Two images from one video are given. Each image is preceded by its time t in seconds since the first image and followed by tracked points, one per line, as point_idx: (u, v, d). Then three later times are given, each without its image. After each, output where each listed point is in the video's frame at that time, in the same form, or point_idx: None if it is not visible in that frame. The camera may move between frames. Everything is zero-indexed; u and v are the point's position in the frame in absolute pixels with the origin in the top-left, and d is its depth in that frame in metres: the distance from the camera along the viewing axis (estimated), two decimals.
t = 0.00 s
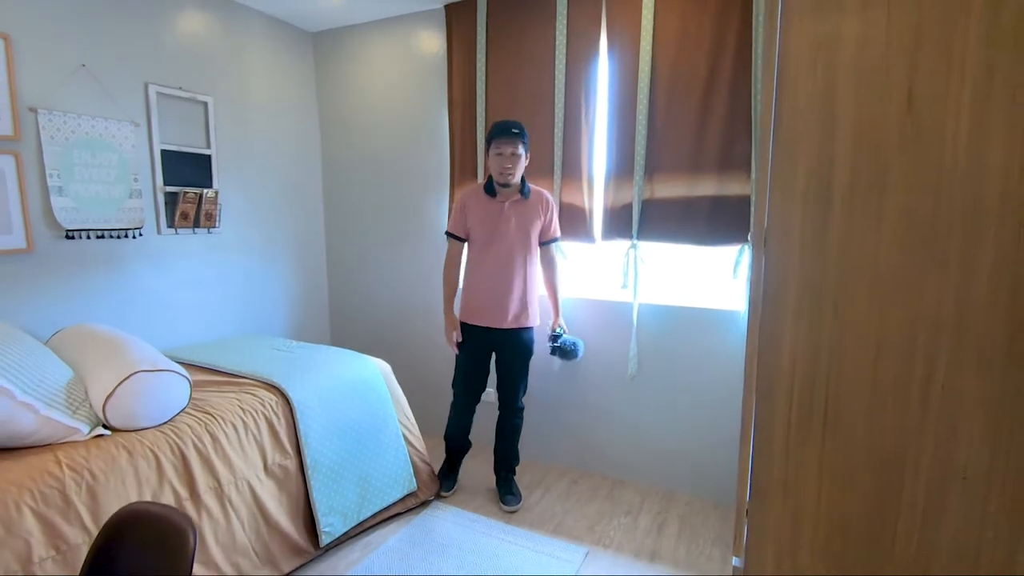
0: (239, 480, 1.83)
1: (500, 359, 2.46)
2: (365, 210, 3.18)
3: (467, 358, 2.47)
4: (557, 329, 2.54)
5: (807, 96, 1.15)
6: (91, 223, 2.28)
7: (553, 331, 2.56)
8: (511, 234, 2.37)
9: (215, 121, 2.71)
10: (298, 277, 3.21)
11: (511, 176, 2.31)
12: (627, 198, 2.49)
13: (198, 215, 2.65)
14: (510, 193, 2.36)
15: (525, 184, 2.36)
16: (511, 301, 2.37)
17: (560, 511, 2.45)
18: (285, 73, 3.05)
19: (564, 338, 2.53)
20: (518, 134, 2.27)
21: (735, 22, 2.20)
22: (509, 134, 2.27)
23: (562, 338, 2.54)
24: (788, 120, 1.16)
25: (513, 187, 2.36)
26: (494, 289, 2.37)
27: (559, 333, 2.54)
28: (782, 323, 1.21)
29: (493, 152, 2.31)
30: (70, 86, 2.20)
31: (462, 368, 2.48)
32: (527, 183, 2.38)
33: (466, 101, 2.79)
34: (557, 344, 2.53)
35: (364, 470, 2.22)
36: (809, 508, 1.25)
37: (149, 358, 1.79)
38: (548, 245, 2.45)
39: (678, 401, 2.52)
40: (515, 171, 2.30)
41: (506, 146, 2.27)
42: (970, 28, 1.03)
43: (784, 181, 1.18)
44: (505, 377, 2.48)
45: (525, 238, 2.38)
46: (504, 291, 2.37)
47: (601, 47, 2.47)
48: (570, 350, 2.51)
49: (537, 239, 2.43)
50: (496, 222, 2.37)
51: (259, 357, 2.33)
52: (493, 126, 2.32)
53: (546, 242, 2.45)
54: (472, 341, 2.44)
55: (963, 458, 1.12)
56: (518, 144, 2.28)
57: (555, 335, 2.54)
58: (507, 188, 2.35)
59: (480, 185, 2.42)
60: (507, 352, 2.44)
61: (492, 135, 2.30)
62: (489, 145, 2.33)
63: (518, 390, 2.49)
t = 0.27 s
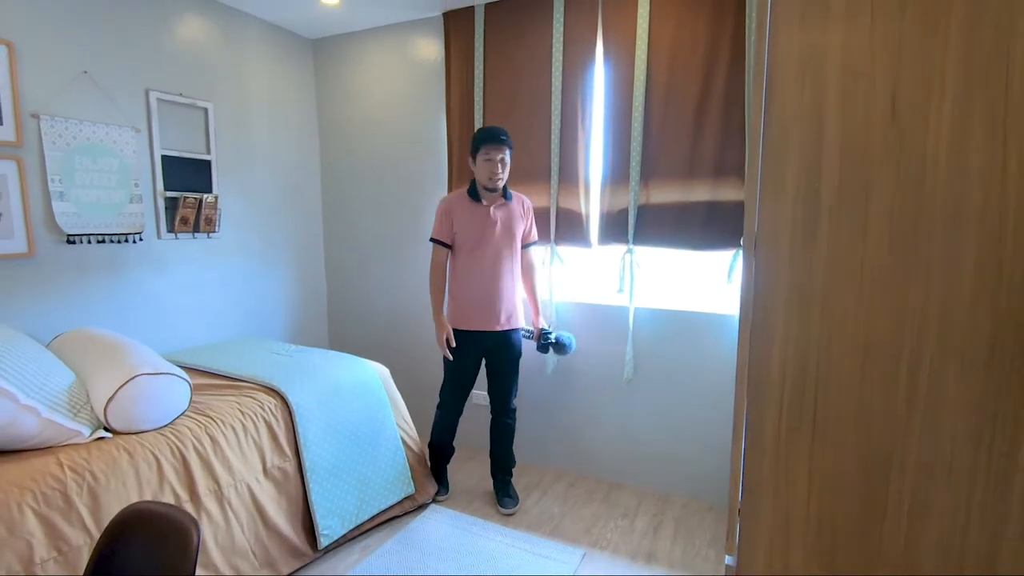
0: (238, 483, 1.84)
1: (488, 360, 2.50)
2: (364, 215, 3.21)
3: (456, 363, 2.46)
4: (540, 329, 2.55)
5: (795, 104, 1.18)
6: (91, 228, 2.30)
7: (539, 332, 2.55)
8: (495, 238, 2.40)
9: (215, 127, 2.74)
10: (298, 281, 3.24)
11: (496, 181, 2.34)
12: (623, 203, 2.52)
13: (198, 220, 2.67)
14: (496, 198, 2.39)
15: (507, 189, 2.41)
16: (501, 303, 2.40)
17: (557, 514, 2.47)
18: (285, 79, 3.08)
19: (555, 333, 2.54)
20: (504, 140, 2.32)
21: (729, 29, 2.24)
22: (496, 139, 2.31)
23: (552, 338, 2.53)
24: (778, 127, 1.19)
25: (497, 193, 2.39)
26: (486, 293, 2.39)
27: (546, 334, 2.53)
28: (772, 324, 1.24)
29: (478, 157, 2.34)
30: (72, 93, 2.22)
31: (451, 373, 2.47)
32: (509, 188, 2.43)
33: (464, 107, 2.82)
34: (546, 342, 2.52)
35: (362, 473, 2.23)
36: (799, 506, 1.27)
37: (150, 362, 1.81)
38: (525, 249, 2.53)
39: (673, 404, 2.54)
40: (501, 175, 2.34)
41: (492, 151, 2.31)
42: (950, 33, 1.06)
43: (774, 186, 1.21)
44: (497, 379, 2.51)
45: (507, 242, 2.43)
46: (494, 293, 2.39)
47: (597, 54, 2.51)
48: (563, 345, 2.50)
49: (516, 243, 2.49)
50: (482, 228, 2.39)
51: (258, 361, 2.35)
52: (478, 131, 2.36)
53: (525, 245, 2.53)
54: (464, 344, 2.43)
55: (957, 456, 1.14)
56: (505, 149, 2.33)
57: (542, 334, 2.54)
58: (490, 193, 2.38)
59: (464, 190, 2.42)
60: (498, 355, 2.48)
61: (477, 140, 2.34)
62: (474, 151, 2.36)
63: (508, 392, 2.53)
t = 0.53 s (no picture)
0: (243, 481, 1.87)
1: (475, 363, 2.51)
2: (367, 217, 3.24)
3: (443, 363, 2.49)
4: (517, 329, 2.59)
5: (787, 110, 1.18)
6: (99, 230, 2.33)
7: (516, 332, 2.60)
8: (478, 240, 2.43)
9: (220, 130, 2.78)
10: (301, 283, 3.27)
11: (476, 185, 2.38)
12: (623, 206, 2.55)
13: (203, 222, 2.70)
14: (476, 203, 2.43)
15: (488, 193, 2.45)
16: (482, 306, 2.43)
17: (557, 513, 2.49)
18: (289, 83, 3.12)
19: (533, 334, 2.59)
20: (481, 145, 2.36)
21: (727, 35, 2.27)
22: (473, 144, 2.35)
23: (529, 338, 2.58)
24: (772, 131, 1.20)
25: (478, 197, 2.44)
26: (467, 295, 2.41)
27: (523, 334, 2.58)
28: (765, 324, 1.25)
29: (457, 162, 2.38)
30: (80, 97, 2.26)
31: (439, 372, 2.51)
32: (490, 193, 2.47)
33: (466, 111, 2.85)
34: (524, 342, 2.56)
35: (365, 472, 2.26)
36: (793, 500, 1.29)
37: (157, 361, 1.84)
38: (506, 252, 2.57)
39: (672, 405, 2.57)
40: (479, 180, 2.38)
41: (470, 155, 2.35)
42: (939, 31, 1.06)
43: (767, 187, 1.22)
44: (484, 381, 2.53)
45: (489, 245, 2.46)
46: (477, 296, 2.42)
47: (597, 59, 2.54)
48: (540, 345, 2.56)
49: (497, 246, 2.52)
50: (464, 230, 2.42)
51: (263, 361, 2.39)
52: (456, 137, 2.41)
53: (505, 248, 2.57)
54: (450, 346, 2.45)
55: (948, 455, 1.15)
56: (482, 154, 2.37)
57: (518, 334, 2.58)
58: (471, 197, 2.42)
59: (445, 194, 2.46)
60: (484, 358, 2.49)
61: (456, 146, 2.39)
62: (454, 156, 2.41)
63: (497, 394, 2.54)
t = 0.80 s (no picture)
0: (249, 474, 1.92)
1: (465, 361, 2.55)
2: (371, 216, 3.28)
3: (432, 362, 2.52)
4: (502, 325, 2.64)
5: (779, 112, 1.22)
6: (108, 228, 2.38)
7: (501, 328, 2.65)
8: (467, 240, 2.48)
9: (227, 131, 2.82)
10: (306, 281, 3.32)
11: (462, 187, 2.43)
12: (623, 205, 2.58)
13: (210, 221, 2.75)
14: (464, 204, 2.48)
15: (475, 194, 2.51)
16: (471, 304, 2.47)
17: (558, 509, 2.52)
18: (295, 84, 3.16)
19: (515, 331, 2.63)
20: (466, 148, 2.39)
21: (726, 37, 2.30)
22: (458, 147, 2.39)
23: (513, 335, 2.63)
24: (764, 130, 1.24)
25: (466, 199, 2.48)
26: (456, 294, 2.45)
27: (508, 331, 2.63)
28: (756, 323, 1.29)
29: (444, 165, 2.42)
30: (90, 98, 2.30)
31: (427, 371, 2.54)
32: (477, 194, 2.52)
33: (469, 112, 2.89)
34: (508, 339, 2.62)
35: (369, 467, 2.30)
36: (785, 494, 1.32)
37: (166, 357, 1.89)
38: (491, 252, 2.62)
39: (672, 402, 2.60)
40: (466, 182, 2.42)
41: (455, 159, 2.39)
42: (922, 40, 1.10)
43: (759, 189, 1.25)
44: (473, 378, 2.57)
45: (478, 244, 2.51)
46: (464, 294, 2.46)
47: (598, 60, 2.57)
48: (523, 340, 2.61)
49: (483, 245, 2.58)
50: (453, 229, 2.46)
51: (268, 358, 2.43)
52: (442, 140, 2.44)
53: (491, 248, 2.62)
54: (438, 344, 2.49)
55: (935, 451, 1.18)
56: (467, 157, 2.41)
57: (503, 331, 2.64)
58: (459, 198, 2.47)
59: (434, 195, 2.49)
60: (473, 355, 2.53)
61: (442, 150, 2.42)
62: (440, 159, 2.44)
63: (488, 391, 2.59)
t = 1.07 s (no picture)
0: (250, 468, 1.96)
1: (455, 356, 2.60)
2: (370, 215, 3.32)
3: (424, 358, 2.56)
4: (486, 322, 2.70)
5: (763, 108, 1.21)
6: (110, 227, 2.41)
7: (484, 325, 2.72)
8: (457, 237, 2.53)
9: (227, 130, 2.86)
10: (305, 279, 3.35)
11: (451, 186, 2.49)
12: (618, 204, 2.62)
13: (210, 219, 2.78)
14: (452, 203, 2.55)
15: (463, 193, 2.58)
16: (462, 300, 2.52)
17: (554, 503, 2.56)
18: (294, 84, 3.20)
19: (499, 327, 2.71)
20: (455, 148, 2.44)
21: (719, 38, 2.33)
22: (448, 147, 2.44)
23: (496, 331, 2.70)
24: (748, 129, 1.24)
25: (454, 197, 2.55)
26: (447, 288, 2.49)
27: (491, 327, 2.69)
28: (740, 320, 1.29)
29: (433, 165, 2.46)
30: (92, 98, 2.34)
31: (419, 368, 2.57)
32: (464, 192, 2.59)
33: (466, 111, 2.92)
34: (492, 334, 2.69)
35: (367, 461, 2.34)
36: (769, 490, 1.32)
37: (167, 353, 1.92)
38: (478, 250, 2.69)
39: (666, 398, 2.64)
40: (455, 181, 2.48)
41: (445, 159, 2.44)
42: (901, 38, 1.09)
43: (744, 186, 1.24)
44: (464, 372, 2.63)
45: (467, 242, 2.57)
46: (456, 289, 2.51)
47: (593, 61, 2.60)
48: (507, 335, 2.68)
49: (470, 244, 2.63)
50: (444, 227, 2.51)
51: (268, 354, 2.47)
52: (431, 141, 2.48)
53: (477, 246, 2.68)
54: (431, 339, 2.53)
55: (913, 447, 1.18)
56: (456, 157, 2.46)
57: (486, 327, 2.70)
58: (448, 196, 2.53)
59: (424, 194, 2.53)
60: (464, 349, 2.59)
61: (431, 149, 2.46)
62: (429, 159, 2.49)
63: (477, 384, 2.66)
